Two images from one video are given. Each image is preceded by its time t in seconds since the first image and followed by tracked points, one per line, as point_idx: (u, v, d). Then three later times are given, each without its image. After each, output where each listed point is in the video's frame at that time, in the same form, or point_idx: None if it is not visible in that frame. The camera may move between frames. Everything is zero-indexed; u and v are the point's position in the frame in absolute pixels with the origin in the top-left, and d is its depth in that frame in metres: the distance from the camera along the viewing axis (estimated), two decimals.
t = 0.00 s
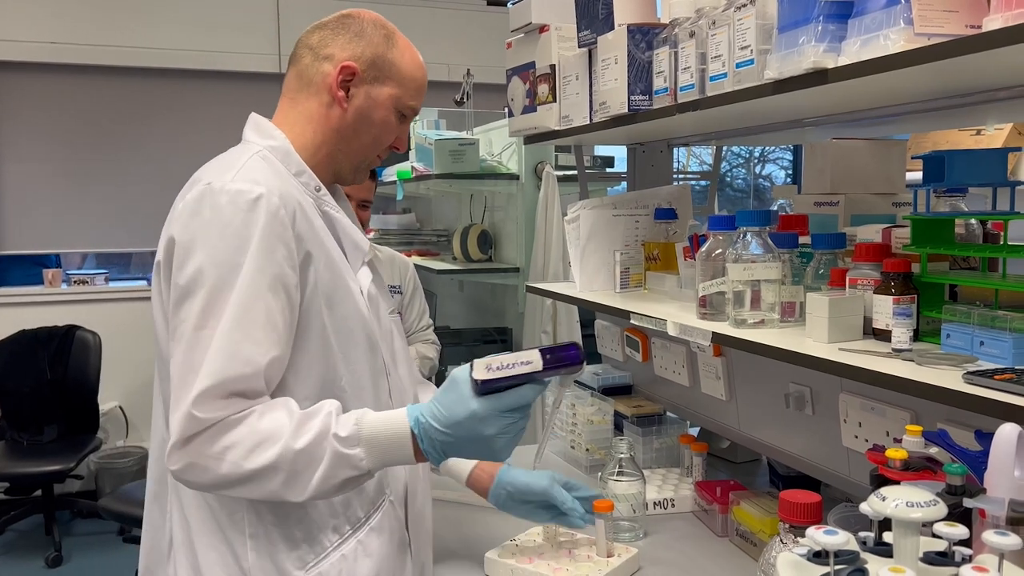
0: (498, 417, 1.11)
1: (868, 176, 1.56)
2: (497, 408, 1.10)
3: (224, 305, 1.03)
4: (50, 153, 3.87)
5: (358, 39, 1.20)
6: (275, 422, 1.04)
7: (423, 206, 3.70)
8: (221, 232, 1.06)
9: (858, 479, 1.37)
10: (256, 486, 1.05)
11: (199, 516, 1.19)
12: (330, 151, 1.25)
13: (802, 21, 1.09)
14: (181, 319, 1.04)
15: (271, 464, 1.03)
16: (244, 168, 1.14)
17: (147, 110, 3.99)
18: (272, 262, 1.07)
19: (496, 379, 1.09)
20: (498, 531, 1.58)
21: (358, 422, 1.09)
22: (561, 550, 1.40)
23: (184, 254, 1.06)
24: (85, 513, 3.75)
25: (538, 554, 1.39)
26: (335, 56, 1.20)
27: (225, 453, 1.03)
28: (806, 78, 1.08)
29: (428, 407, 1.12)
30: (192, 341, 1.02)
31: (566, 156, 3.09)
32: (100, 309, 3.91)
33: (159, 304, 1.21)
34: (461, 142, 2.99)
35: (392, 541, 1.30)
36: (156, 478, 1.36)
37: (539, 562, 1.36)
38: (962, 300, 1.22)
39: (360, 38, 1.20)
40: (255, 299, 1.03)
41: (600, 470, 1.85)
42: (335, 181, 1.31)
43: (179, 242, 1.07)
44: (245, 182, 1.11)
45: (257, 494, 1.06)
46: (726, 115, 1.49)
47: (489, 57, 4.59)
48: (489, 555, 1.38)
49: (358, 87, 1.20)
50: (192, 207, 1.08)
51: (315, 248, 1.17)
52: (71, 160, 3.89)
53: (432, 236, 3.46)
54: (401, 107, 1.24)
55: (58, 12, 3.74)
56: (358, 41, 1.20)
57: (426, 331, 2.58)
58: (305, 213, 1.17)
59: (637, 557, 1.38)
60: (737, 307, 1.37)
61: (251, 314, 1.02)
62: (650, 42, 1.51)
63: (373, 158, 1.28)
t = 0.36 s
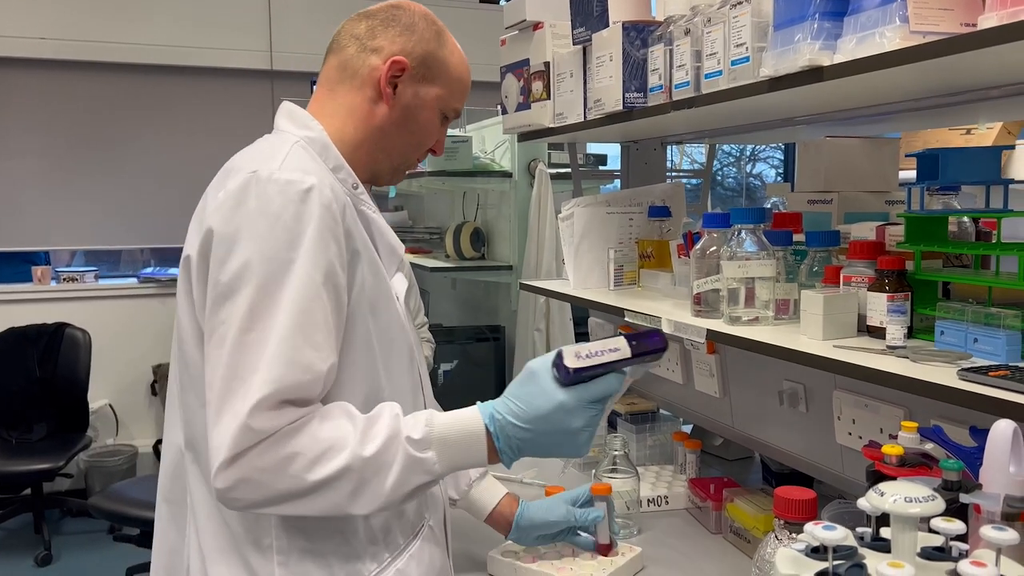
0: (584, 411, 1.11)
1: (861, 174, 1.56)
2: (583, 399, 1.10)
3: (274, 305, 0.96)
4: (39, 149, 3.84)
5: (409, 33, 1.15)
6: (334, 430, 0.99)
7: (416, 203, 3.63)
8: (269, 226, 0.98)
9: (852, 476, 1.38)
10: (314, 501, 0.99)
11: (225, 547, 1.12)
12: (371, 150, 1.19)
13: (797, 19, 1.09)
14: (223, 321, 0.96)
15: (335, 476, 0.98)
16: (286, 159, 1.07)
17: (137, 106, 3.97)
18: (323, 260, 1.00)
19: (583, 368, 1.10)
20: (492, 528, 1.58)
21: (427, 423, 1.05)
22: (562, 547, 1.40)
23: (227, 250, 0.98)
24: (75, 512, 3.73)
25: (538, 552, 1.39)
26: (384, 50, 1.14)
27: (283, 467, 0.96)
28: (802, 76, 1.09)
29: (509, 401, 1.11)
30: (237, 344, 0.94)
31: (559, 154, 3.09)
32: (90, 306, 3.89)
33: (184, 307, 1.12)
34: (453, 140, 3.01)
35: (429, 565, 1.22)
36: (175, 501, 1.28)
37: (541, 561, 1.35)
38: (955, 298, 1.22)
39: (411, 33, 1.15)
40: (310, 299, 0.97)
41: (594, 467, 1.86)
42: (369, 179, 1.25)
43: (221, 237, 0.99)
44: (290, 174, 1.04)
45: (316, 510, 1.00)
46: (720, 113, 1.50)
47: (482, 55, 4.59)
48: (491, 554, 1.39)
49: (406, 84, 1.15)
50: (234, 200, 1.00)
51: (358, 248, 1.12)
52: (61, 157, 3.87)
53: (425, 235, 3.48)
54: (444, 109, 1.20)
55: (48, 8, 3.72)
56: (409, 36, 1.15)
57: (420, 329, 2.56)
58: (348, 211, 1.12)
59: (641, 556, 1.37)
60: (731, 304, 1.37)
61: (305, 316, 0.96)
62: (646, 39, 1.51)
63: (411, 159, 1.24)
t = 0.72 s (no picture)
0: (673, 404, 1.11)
1: (855, 173, 1.57)
2: (670, 393, 1.09)
3: (357, 323, 0.87)
4: (24, 146, 3.81)
5: (444, 34, 1.08)
6: (431, 443, 0.92)
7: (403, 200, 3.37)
8: (345, 237, 0.88)
9: (849, 475, 1.38)
10: (410, 518, 0.90)
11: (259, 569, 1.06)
12: (395, 152, 1.13)
13: (796, 19, 1.09)
14: (295, 342, 0.86)
15: (437, 490, 0.90)
16: (344, 159, 0.97)
17: (123, 103, 3.94)
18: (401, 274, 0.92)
19: (673, 365, 1.08)
20: (487, 528, 1.58)
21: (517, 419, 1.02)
22: (559, 547, 1.40)
23: (295, 263, 0.87)
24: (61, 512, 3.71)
25: (536, 551, 1.39)
26: (418, 48, 1.07)
27: (384, 488, 0.87)
28: (799, 76, 1.09)
29: (592, 393, 1.10)
30: (318, 367, 0.85)
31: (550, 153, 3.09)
32: (76, 305, 3.86)
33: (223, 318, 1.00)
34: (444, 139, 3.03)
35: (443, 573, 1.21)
36: (171, 517, 1.17)
37: (539, 560, 1.35)
38: (949, 297, 1.23)
39: (447, 34, 1.08)
40: (396, 316, 0.88)
41: (588, 465, 1.86)
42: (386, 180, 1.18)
43: (286, 248, 0.87)
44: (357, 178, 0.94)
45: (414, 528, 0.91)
46: (715, 113, 1.50)
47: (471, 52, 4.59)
48: (488, 553, 1.38)
49: (439, 86, 1.08)
50: (299, 207, 0.89)
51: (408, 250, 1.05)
52: (46, 154, 3.84)
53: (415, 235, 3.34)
54: (470, 114, 1.14)
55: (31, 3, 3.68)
56: (445, 36, 1.08)
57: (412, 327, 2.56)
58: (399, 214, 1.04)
59: (637, 554, 1.37)
60: (727, 303, 1.39)
61: (395, 333, 0.88)
62: (641, 38, 1.52)
63: (431, 163, 1.18)
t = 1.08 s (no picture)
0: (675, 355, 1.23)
1: (844, 173, 1.58)
2: (677, 347, 1.22)
3: (369, 310, 0.93)
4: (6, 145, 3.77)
5: (408, 34, 1.09)
6: (464, 412, 1.00)
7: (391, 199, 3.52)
8: (344, 228, 0.93)
9: (840, 474, 1.39)
10: (458, 487, 0.99)
11: (259, 561, 1.05)
12: (362, 152, 1.13)
13: (788, 20, 1.10)
14: (312, 340, 0.91)
15: (478, 457, 0.99)
16: (324, 159, 1.01)
17: (108, 102, 3.91)
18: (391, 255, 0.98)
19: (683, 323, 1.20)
20: (479, 528, 1.58)
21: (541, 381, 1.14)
22: (552, 548, 1.40)
23: (300, 263, 0.92)
24: (46, 514, 3.68)
25: (530, 551, 1.38)
26: (382, 47, 1.08)
27: (433, 460, 0.95)
28: (791, 77, 1.10)
29: (609, 346, 1.22)
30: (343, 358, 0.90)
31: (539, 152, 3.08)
32: (60, 305, 3.83)
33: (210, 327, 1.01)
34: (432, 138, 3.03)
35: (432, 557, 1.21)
36: (153, 518, 1.13)
37: (532, 560, 1.35)
38: (938, 296, 1.25)
39: (410, 33, 1.09)
40: (400, 296, 0.94)
41: (579, 465, 1.86)
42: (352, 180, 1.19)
43: (291, 251, 0.93)
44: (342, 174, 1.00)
45: (463, 494, 0.99)
46: (705, 113, 1.51)
47: (458, 51, 4.59)
48: (481, 554, 1.38)
49: (403, 85, 1.09)
50: (294, 211, 0.94)
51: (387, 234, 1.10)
52: (29, 153, 3.81)
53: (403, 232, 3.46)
54: (435, 112, 1.15)
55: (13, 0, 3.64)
56: (408, 36, 1.09)
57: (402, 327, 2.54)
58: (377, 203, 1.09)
59: (630, 553, 1.37)
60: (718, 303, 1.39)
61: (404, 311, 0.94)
62: (633, 38, 1.51)
63: (397, 162, 1.18)
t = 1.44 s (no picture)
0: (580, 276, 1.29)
1: (833, 171, 1.58)
2: (578, 266, 1.28)
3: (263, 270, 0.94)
4: None
5: (309, 35, 1.09)
6: (377, 351, 1.01)
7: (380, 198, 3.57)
8: (230, 194, 0.95)
9: (829, 471, 1.39)
10: (385, 421, 1.00)
11: (190, 526, 1.08)
12: (277, 150, 1.13)
13: (776, 18, 1.10)
14: (210, 307, 0.92)
15: (399, 388, 1.00)
16: (214, 150, 1.03)
17: (94, 101, 3.89)
18: (285, 219, 1.00)
19: (580, 242, 1.28)
20: (469, 528, 1.57)
21: (453, 317, 1.13)
22: (543, 548, 1.39)
23: (191, 234, 0.94)
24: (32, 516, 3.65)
25: (520, 551, 1.38)
26: (285, 49, 1.08)
27: (352, 398, 0.96)
28: (779, 75, 1.10)
29: (512, 276, 1.25)
30: (239, 318, 0.91)
31: (528, 151, 3.08)
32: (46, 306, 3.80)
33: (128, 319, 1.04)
34: (422, 136, 2.98)
35: (364, 526, 1.25)
36: (90, 503, 1.16)
37: (521, 560, 1.34)
38: (926, 294, 1.25)
39: (311, 34, 1.09)
40: (291, 255, 0.96)
41: (569, 464, 1.86)
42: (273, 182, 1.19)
43: (181, 226, 0.94)
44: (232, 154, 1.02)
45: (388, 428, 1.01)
46: (693, 112, 1.51)
47: (446, 51, 4.59)
48: (471, 555, 1.37)
49: (308, 83, 1.09)
50: (181, 195, 0.96)
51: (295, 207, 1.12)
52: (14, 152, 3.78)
53: (391, 231, 3.48)
54: (349, 109, 1.14)
55: None
56: (310, 36, 1.09)
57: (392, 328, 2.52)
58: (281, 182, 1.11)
59: (620, 552, 1.37)
60: (707, 301, 1.38)
61: (296, 269, 0.95)
62: (620, 37, 1.51)
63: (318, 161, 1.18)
